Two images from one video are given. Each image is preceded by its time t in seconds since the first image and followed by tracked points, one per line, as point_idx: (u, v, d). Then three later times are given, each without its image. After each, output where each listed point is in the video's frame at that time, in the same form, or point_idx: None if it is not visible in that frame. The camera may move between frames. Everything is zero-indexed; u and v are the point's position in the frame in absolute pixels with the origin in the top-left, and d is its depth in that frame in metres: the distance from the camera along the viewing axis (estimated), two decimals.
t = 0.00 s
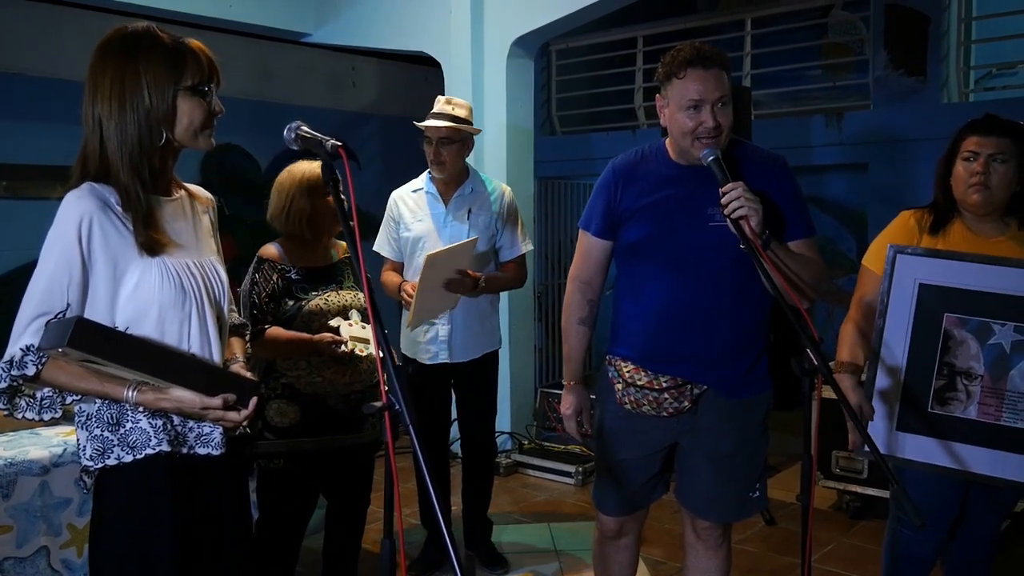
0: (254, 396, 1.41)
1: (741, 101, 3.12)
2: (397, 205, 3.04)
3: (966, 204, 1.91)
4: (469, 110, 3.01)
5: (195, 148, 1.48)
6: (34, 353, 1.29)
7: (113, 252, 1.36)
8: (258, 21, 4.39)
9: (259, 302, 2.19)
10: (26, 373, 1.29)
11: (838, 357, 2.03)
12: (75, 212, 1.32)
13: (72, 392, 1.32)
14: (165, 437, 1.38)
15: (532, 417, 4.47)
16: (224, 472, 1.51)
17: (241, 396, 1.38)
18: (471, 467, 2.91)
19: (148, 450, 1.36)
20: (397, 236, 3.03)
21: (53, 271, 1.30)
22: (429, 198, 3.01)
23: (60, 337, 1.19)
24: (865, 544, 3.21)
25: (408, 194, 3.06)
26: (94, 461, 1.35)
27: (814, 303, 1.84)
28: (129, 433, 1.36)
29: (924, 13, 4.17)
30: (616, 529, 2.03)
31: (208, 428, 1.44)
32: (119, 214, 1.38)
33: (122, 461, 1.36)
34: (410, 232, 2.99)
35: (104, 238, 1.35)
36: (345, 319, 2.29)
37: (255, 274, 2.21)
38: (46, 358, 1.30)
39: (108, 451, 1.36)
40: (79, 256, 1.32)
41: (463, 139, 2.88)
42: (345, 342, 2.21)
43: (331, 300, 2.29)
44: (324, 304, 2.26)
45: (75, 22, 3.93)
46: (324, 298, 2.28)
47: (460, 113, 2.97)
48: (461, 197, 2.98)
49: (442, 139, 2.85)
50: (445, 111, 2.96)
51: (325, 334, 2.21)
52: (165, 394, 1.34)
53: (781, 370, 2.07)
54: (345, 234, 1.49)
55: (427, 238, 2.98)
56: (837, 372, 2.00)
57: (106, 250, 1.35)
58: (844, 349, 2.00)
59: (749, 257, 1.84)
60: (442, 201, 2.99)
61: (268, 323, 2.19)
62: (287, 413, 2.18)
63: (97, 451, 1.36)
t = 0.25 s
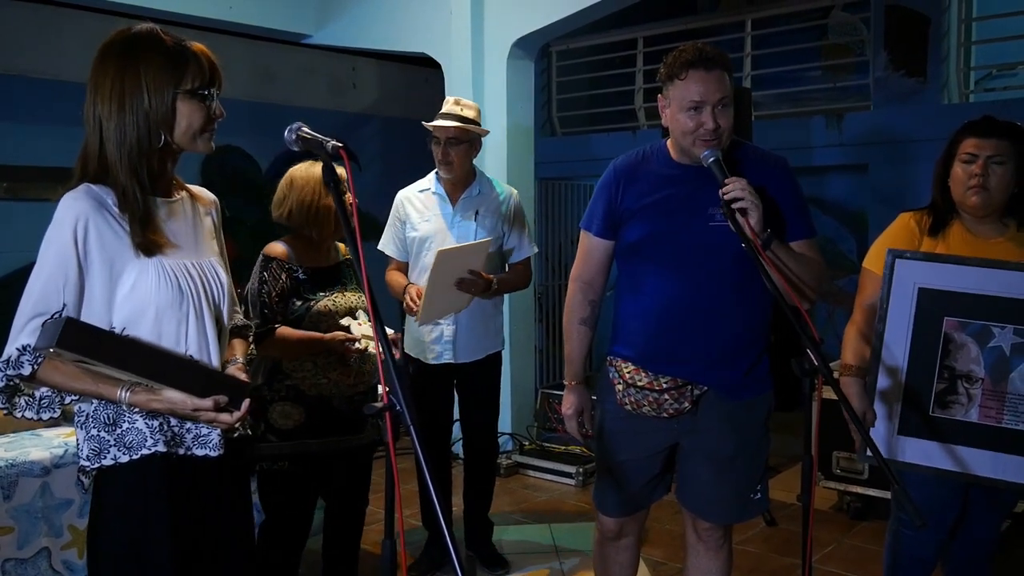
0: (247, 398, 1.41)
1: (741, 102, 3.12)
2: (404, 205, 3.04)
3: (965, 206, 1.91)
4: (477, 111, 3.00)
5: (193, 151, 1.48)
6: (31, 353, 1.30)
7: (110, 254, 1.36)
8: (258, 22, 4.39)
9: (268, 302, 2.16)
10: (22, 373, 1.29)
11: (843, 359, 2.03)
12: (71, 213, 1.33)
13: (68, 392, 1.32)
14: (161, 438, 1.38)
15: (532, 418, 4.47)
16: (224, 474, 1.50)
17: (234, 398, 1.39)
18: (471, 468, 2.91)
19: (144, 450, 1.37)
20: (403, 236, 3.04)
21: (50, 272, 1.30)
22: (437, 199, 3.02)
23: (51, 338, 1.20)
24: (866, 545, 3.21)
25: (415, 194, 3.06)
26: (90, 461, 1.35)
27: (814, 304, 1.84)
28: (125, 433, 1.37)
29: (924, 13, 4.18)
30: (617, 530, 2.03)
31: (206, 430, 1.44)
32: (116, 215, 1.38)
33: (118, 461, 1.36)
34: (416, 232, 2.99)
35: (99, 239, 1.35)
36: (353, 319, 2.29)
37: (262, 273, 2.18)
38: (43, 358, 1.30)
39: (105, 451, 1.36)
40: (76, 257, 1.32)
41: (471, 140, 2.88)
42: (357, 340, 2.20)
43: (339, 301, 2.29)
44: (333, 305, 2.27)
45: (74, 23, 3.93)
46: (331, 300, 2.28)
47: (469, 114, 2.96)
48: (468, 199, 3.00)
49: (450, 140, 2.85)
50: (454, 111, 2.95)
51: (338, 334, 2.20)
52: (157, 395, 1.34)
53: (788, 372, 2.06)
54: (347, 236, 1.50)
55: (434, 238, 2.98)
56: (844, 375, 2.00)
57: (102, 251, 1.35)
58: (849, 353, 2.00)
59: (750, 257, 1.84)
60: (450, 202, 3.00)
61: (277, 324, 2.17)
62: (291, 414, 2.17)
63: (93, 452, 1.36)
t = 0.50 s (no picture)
0: (242, 398, 1.41)
1: (741, 102, 3.12)
2: (411, 204, 3.04)
3: (967, 207, 1.91)
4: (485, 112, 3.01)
5: (194, 151, 1.48)
6: (29, 351, 1.30)
7: (107, 253, 1.37)
8: (258, 23, 4.39)
9: (288, 304, 2.14)
10: (21, 371, 1.30)
11: (847, 361, 2.02)
12: (69, 213, 1.33)
13: (65, 391, 1.32)
14: (159, 438, 1.39)
15: (532, 418, 4.47)
16: (223, 475, 1.50)
17: (229, 398, 1.39)
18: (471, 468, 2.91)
19: (142, 449, 1.38)
20: (410, 235, 3.03)
21: (48, 272, 1.31)
22: (444, 199, 3.01)
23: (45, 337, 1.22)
24: (866, 545, 3.21)
25: (422, 193, 3.05)
26: (89, 460, 1.36)
27: (815, 304, 1.84)
28: (124, 433, 1.38)
29: (924, 13, 4.18)
30: (617, 530, 2.04)
31: (205, 430, 1.45)
32: (114, 215, 1.39)
33: (116, 461, 1.37)
34: (423, 231, 3.00)
35: (97, 239, 1.36)
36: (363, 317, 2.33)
37: (279, 276, 2.15)
38: (41, 357, 1.31)
39: (103, 450, 1.37)
40: (73, 257, 1.33)
41: (479, 141, 2.91)
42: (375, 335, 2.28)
43: (350, 303, 2.32)
44: (347, 306, 2.29)
45: (75, 23, 3.94)
46: (344, 303, 2.30)
47: (477, 114, 2.97)
48: (476, 200, 3.01)
49: (458, 139, 2.87)
50: (464, 111, 2.96)
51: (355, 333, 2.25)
52: (152, 394, 1.34)
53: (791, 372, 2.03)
54: (347, 236, 1.50)
55: (441, 238, 2.99)
56: (848, 377, 1.99)
57: (100, 251, 1.36)
58: (853, 354, 1.99)
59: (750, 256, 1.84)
60: (457, 202, 3.01)
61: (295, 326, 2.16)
62: (302, 416, 2.16)
63: (91, 451, 1.37)
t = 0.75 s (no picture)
0: (245, 398, 1.40)
1: (742, 102, 3.12)
2: (419, 204, 3.05)
3: (970, 208, 1.91)
4: (493, 113, 2.99)
5: (199, 147, 1.49)
6: (33, 350, 1.31)
7: (111, 252, 1.37)
8: (258, 23, 4.40)
9: (300, 307, 2.11)
10: (25, 370, 1.30)
11: (850, 364, 2.04)
12: (73, 211, 1.33)
13: (69, 390, 1.32)
14: (161, 438, 1.39)
15: (533, 418, 4.47)
16: (224, 473, 1.50)
17: (232, 398, 1.38)
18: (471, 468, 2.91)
19: (144, 449, 1.38)
20: (417, 234, 3.05)
21: (52, 271, 1.31)
22: (452, 199, 3.03)
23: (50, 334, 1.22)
24: (867, 545, 3.21)
25: (430, 194, 3.07)
26: (90, 459, 1.37)
27: (815, 305, 1.85)
28: (126, 432, 1.38)
29: (924, 13, 4.17)
30: (618, 530, 2.04)
31: (207, 429, 1.45)
32: (118, 214, 1.39)
33: (117, 459, 1.37)
34: (430, 231, 3.01)
35: (101, 238, 1.36)
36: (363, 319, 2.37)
37: (290, 279, 2.12)
38: (45, 355, 1.31)
39: (105, 449, 1.37)
40: (77, 256, 1.33)
41: (486, 141, 2.87)
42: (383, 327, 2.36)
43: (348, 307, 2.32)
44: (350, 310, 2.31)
45: (76, 24, 3.94)
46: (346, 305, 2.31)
47: (485, 116, 2.96)
48: (483, 202, 3.01)
49: (467, 140, 2.84)
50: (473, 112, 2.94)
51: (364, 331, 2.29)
52: (155, 393, 1.33)
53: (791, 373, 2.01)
54: (347, 237, 1.50)
55: (448, 239, 3.00)
56: (852, 380, 2.02)
57: (104, 251, 1.36)
58: (857, 357, 2.01)
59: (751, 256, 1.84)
60: (465, 203, 3.01)
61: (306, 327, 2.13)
62: (309, 418, 2.15)
63: (93, 449, 1.37)
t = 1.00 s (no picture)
0: (259, 395, 1.39)
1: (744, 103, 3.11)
2: (422, 204, 3.05)
3: (976, 210, 1.91)
4: (498, 114, 3.00)
5: (204, 140, 1.50)
6: (43, 349, 1.30)
7: (121, 251, 1.37)
8: (259, 24, 4.40)
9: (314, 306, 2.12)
10: (35, 369, 1.30)
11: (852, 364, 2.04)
12: (83, 210, 1.34)
13: (79, 389, 1.32)
14: (170, 437, 1.40)
15: (533, 418, 4.47)
16: (231, 472, 1.50)
17: (246, 395, 1.37)
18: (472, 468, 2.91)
19: (153, 449, 1.38)
20: (420, 234, 3.04)
21: (62, 269, 1.31)
22: (455, 199, 3.03)
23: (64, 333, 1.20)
24: (867, 544, 3.21)
25: (432, 193, 3.07)
26: (99, 458, 1.37)
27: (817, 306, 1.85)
28: (134, 431, 1.38)
29: (925, 14, 4.15)
30: (618, 529, 2.04)
31: (215, 428, 1.45)
32: (128, 213, 1.39)
33: (126, 459, 1.37)
34: (433, 231, 3.00)
35: (111, 236, 1.36)
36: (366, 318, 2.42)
37: (301, 279, 2.11)
38: (55, 354, 1.31)
39: (114, 448, 1.37)
40: (87, 254, 1.33)
41: (490, 142, 2.87)
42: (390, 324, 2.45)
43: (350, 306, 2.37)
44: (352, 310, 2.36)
45: (77, 24, 3.94)
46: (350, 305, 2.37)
47: (490, 116, 2.96)
48: (486, 202, 3.02)
49: (470, 140, 2.85)
50: (476, 112, 2.95)
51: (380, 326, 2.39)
52: (168, 391, 1.34)
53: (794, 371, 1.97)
54: (347, 237, 1.50)
55: (451, 238, 2.99)
56: (855, 380, 2.02)
57: (113, 249, 1.36)
58: (858, 358, 2.01)
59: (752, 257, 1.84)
60: (468, 203, 3.02)
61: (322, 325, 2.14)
62: (310, 419, 2.13)
63: (102, 448, 1.37)
